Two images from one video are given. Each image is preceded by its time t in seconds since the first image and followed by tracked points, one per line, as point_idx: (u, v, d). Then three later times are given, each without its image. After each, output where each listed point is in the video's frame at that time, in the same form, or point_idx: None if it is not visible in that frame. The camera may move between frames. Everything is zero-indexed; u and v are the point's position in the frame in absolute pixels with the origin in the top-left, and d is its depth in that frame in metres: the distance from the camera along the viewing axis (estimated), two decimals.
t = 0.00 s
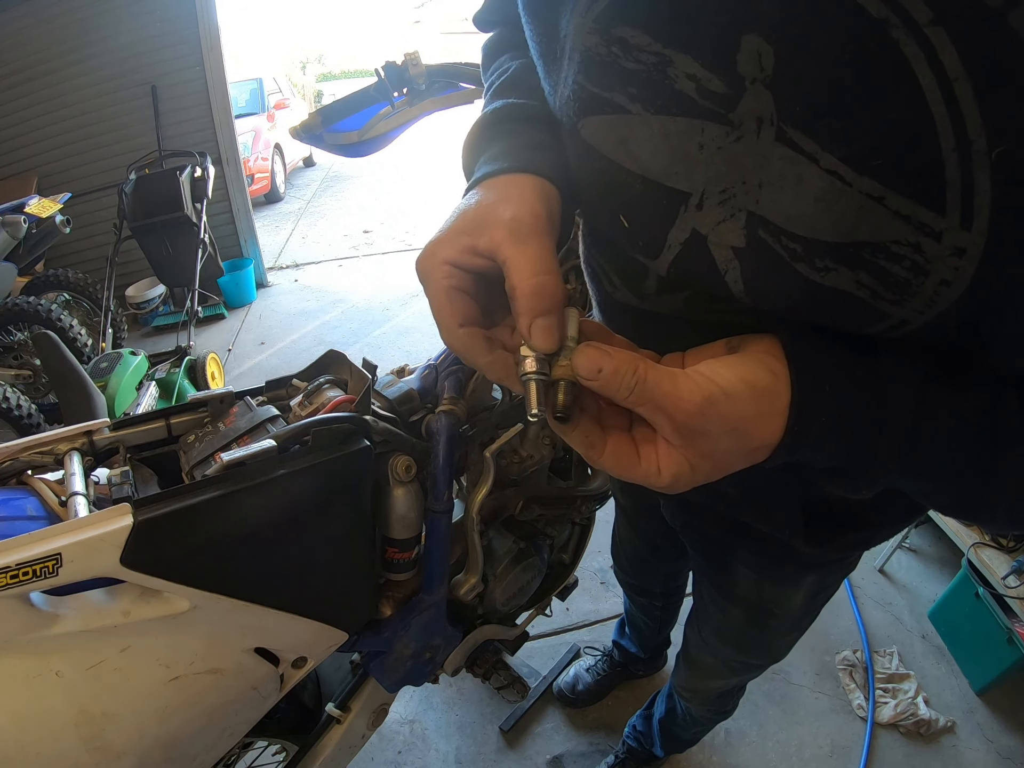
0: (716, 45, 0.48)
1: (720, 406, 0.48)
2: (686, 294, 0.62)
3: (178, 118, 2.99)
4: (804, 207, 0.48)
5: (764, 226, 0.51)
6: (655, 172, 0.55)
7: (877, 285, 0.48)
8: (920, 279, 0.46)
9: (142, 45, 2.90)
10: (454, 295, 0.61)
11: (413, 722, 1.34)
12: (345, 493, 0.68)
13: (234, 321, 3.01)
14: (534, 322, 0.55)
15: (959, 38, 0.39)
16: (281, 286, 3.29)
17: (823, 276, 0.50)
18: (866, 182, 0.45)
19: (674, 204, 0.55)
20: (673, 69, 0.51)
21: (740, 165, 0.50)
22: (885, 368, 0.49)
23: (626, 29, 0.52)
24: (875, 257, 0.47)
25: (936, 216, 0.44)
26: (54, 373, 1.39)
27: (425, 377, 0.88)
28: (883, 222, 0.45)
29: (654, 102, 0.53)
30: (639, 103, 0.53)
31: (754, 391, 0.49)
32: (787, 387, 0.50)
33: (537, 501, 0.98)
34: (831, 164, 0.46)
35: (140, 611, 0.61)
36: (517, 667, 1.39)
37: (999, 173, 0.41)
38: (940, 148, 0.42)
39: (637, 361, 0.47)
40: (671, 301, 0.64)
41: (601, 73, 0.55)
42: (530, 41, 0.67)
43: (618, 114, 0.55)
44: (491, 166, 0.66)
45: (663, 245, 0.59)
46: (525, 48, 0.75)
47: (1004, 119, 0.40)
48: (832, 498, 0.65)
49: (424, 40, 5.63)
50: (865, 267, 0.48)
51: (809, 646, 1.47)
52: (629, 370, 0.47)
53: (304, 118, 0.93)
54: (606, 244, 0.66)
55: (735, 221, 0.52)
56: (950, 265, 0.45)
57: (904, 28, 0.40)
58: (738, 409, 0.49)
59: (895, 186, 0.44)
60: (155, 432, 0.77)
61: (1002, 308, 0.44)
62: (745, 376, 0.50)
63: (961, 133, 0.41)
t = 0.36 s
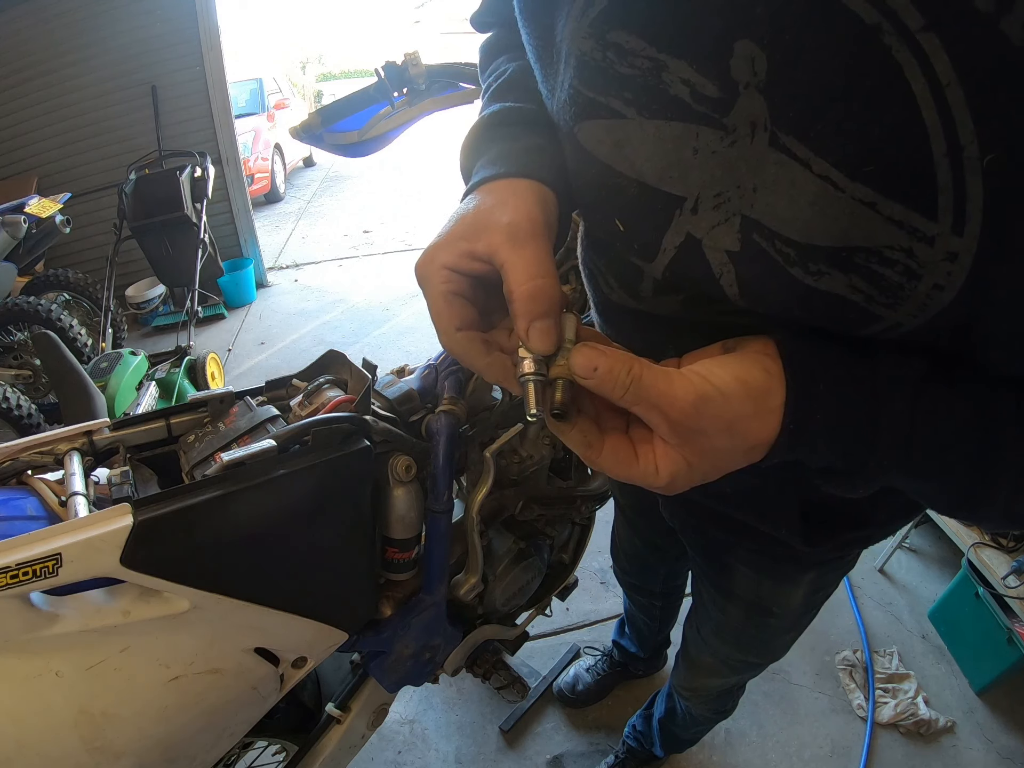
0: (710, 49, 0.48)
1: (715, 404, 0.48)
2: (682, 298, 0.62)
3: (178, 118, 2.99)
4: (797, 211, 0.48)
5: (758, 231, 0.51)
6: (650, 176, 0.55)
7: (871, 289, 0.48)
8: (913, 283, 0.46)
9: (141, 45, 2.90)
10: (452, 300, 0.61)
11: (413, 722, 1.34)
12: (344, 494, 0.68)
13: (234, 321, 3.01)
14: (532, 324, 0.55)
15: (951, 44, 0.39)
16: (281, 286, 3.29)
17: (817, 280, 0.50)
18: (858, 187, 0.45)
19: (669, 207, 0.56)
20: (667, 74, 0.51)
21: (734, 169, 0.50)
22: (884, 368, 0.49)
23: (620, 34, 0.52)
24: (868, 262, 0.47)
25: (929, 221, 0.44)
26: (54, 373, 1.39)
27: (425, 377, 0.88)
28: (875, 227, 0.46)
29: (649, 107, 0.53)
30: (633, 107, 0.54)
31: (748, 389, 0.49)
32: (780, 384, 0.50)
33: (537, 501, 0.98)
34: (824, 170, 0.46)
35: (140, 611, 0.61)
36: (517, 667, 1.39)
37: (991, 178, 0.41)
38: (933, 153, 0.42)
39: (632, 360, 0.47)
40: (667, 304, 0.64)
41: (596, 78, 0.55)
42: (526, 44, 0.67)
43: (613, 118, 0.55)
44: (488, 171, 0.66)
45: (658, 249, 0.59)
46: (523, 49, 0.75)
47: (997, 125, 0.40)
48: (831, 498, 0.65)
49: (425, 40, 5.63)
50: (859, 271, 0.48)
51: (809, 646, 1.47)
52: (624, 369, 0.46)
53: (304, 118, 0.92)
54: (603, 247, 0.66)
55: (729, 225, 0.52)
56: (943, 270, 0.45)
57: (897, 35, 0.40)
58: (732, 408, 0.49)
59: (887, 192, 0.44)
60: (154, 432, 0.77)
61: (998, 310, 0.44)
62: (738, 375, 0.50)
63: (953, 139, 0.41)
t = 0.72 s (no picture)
0: (713, 53, 0.48)
1: (717, 414, 0.48)
2: (685, 302, 0.61)
3: (178, 118, 2.99)
4: (800, 217, 0.48)
5: (762, 236, 0.51)
6: (652, 180, 0.55)
7: (874, 295, 0.48)
8: (917, 290, 0.46)
9: (141, 45, 2.90)
10: (455, 308, 0.61)
11: (413, 722, 1.34)
12: (345, 495, 0.68)
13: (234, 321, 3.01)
14: (535, 332, 0.55)
15: (958, 50, 0.39)
16: (281, 286, 3.29)
17: (821, 286, 0.50)
18: (862, 194, 0.45)
19: (672, 212, 0.55)
20: (670, 77, 0.51)
21: (738, 174, 0.50)
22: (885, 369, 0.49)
23: (622, 37, 0.52)
24: (871, 269, 0.47)
25: (934, 229, 0.44)
26: (54, 373, 1.39)
27: (425, 377, 0.88)
28: (879, 234, 0.46)
29: (651, 110, 0.53)
30: (635, 111, 0.54)
31: (749, 397, 0.49)
32: (781, 390, 0.50)
33: (537, 501, 0.97)
34: (828, 176, 0.46)
35: (140, 611, 0.61)
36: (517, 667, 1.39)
37: (996, 187, 0.41)
38: (937, 159, 0.42)
39: (632, 370, 0.47)
40: (669, 308, 0.64)
41: (599, 82, 0.55)
42: (527, 47, 0.67)
43: (616, 123, 0.55)
44: (489, 177, 0.66)
45: (660, 253, 0.59)
46: (522, 50, 0.75)
47: (1003, 131, 0.40)
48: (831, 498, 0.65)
49: (425, 40, 5.63)
50: (862, 277, 0.48)
51: (809, 646, 1.47)
52: (625, 379, 0.47)
53: (304, 118, 0.92)
54: (603, 250, 0.66)
55: (733, 230, 0.52)
56: (948, 278, 0.45)
57: (904, 41, 0.40)
58: (734, 416, 0.49)
59: (892, 199, 0.44)
60: (154, 432, 0.77)
61: (1001, 314, 0.44)
62: (739, 383, 0.50)
63: (959, 147, 0.41)
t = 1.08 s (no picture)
0: (719, 54, 0.48)
1: (723, 421, 0.48)
2: (691, 305, 0.61)
3: (178, 118, 2.99)
4: (808, 220, 0.48)
5: (768, 239, 0.51)
6: (657, 181, 0.55)
7: (880, 300, 0.48)
8: (925, 295, 0.46)
9: (142, 45, 2.90)
10: (451, 314, 0.61)
11: (413, 722, 1.34)
12: (345, 496, 0.68)
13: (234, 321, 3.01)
14: (534, 341, 0.56)
15: (968, 53, 0.39)
16: (281, 286, 3.29)
17: (827, 290, 0.50)
18: (872, 198, 0.45)
19: (680, 213, 0.55)
20: (678, 77, 0.51)
21: (745, 176, 0.50)
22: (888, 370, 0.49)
23: (629, 37, 0.52)
24: (878, 273, 0.47)
25: (943, 234, 0.44)
26: (54, 373, 1.39)
27: (425, 377, 0.88)
28: (888, 239, 0.46)
29: (658, 111, 0.53)
30: (641, 112, 0.54)
31: (755, 405, 0.49)
32: (787, 399, 0.50)
33: (537, 501, 0.97)
34: (837, 179, 0.46)
35: (140, 611, 0.61)
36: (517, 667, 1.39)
37: (1006, 192, 0.41)
38: (947, 164, 0.42)
39: (639, 377, 0.47)
40: (673, 311, 0.64)
41: (605, 82, 0.55)
42: (526, 46, 0.66)
43: (621, 123, 0.55)
44: (483, 180, 0.66)
45: (665, 255, 0.59)
46: (521, 50, 0.75)
47: (1012, 135, 0.40)
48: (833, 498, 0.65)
49: (425, 40, 5.63)
50: (869, 282, 0.48)
51: (809, 646, 1.47)
52: (630, 386, 0.47)
53: (304, 118, 0.92)
54: (604, 252, 0.66)
55: (739, 233, 0.52)
56: (956, 283, 0.45)
57: (914, 43, 0.40)
58: (739, 423, 0.49)
59: (902, 204, 0.44)
60: (155, 432, 0.77)
61: (1005, 316, 0.44)
62: (745, 390, 0.50)
63: (970, 152, 0.41)
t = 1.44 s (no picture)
0: (723, 53, 0.48)
1: (729, 419, 0.48)
2: (693, 305, 0.61)
3: (179, 118, 2.99)
4: (812, 216, 0.48)
5: (773, 236, 0.51)
6: (662, 179, 0.55)
7: (885, 295, 0.48)
8: (929, 289, 0.46)
9: (142, 45, 2.90)
10: (461, 319, 0.61)
11: (413, 722, 1.34)
12: (345, 494, 0.68)
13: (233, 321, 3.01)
14: (541, 341, 0.55)
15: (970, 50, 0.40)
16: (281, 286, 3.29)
17: (832, 286, 0.50)
18: (876, 193, 0.45)
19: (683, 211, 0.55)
20: (682, 77, 0.51)
21: (749, 172, 0.50)
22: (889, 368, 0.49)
23: (634, 36, 0.52)
24: (883, 269, 0.47)
25: (947, 228, 0.44)
26: (54, 373, 1.39)
27: (425, 377, 0.88)
28: (893, 234, 0.46)
29: (662, 110, 0.53)
30: (646, 111, 0.54)
31: (761, 402, 0.49)
32: (794, 396, 0.50)
33: (537, 501, 0.97)
34: (842, 175, 0.46)
35: (140, 611, 0.61)
36: (517, 667, 1.39)
37: (1008, 186, 0.41)
38: (950, 158, 0.42)
39: (645, 376, 0.47)
40: (675, 309, 0.63)
41: (610, 81, 0.55)
42: (531, 49, 0.66)
43: (625, 122, 0.55)
44: (485, 182, 0.66)
45: (669, 255, 0.58)
46: (524, 53, 0.75)
47: (1014, 130, 0.40)
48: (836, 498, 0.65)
49: (425, 40, 5.63)
50: (874, 277, 0.48)
51: (809, 646, 1.47)
52: (635, 385, 0.46)
53: (304, 118, 0.92)
54: (604, 251, 0.66)
55: (743, 231, 0.52)
56: (960, 277, 0.45)
57: (917, 39, 0.41)
58: (745, 421, 0.48)
59: (906, 198, 0.44)
60: (155, 432, 0.77)
61: (1008, 313, 0.44)
62: (751, 388, 0.49)
63: (973, 146, 0.41)
